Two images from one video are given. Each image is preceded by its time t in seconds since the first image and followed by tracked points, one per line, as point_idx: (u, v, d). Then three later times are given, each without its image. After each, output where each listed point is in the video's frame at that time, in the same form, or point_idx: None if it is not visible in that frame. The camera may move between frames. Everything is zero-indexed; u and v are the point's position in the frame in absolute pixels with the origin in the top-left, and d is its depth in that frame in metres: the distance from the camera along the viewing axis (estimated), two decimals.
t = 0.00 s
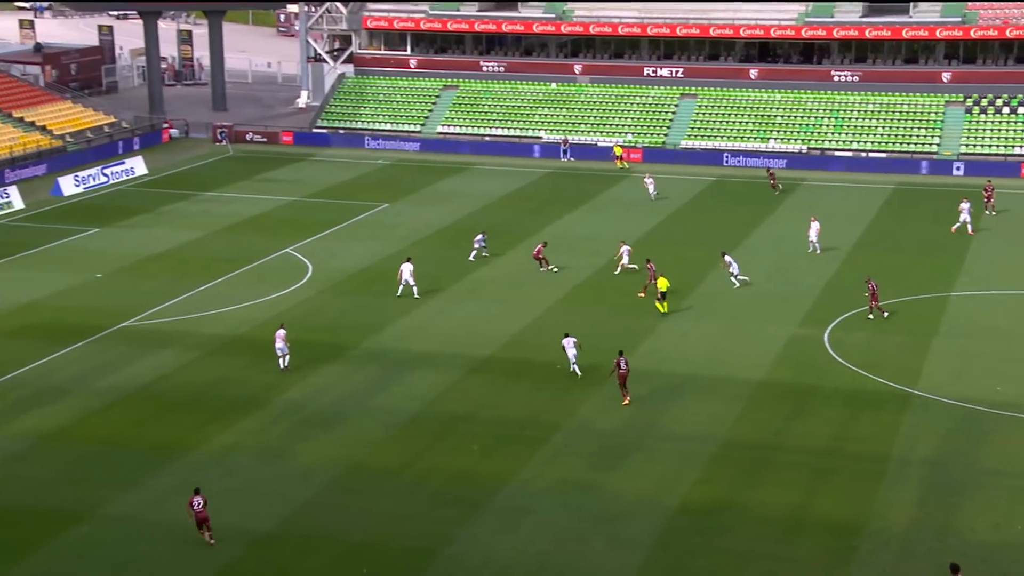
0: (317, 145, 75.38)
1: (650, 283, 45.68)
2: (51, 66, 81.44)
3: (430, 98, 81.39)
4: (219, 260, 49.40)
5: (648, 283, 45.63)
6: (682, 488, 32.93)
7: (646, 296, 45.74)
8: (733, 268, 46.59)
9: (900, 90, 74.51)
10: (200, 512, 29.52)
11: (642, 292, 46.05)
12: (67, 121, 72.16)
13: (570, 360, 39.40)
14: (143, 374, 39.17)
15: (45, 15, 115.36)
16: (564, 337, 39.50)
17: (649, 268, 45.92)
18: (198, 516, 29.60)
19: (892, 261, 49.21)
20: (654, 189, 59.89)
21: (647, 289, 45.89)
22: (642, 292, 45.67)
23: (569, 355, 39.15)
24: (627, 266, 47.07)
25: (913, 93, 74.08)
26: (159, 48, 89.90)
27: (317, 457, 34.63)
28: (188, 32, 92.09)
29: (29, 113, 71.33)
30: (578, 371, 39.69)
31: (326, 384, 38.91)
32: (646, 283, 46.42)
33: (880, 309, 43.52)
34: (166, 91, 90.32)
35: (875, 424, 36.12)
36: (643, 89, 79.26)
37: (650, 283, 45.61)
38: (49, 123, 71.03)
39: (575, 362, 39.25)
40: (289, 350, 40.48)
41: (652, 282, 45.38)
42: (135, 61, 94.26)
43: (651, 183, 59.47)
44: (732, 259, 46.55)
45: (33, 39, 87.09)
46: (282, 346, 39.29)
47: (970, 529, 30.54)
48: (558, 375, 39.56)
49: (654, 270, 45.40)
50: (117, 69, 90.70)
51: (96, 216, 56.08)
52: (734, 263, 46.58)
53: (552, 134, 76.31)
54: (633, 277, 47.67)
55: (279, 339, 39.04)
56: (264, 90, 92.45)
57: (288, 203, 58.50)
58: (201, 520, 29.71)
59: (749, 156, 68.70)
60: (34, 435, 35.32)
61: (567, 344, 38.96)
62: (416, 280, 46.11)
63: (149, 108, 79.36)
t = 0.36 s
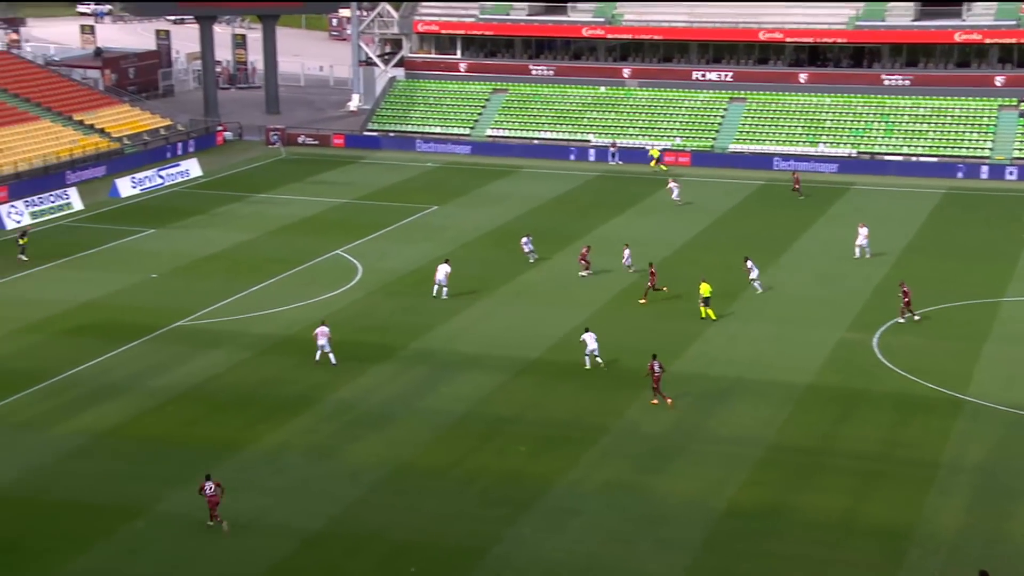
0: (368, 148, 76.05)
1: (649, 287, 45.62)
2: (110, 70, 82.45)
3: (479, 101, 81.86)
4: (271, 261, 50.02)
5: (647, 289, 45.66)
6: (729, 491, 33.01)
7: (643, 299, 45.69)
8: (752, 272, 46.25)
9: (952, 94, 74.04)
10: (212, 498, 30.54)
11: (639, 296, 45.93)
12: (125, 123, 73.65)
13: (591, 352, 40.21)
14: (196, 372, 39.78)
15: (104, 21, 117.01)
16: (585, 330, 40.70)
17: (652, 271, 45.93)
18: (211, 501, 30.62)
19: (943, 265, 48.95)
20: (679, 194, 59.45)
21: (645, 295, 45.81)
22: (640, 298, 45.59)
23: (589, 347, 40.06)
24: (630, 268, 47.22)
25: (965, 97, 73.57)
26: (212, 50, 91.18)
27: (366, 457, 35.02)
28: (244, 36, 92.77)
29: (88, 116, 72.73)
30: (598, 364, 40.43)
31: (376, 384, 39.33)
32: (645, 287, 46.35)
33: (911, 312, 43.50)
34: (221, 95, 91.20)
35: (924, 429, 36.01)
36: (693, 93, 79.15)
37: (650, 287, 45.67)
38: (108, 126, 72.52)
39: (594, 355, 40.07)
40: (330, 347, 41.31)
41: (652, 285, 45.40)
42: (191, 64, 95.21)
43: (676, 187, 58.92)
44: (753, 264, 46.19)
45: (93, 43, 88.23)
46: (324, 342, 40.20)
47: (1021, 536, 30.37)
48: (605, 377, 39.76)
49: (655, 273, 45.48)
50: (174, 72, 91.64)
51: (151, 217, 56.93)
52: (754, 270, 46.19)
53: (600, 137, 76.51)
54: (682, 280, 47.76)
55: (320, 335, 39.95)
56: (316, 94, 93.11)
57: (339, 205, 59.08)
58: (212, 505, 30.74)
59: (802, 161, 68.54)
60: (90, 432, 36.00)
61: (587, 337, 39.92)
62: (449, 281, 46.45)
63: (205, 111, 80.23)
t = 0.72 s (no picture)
0: (431, 150, 75.95)
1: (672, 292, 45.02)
2: (179, 72, 83.28)
3: (544, 103, 81.61)
4: (336, 263, 50.15)
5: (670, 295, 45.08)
6: (796, 500, 32.46)
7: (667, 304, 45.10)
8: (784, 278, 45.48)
9: None
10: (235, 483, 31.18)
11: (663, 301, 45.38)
12: (193, 125, 74.29)
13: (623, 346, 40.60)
14: (261, 373, 39.92)
15: (173, 23, 118.38)
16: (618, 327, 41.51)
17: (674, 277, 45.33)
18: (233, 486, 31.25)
19: (1018, 272, 47.94)
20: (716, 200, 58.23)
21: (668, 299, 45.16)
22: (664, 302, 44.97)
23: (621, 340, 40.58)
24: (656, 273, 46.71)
25: None
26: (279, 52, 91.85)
27: (429, 459, 34.90)
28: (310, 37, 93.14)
29: (157, 117, 73.48)
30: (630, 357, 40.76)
31: (439, 387, 39.22)
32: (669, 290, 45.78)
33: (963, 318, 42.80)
34: (287, 96, 91.81)
35: (998, 439, 35.20)
36: (761, 96, 77.94)
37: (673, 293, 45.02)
38: (176, 127, 73.20)
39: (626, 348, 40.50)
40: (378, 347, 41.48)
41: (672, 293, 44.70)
42: (258, 66, 95.84)
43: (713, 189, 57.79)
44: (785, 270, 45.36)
45: (162, 46, 89.04)
46: (371, 340, 40.42)
47: None
48: (670, 382, 39.33)
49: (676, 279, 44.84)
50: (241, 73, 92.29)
51: (217, 217, 57.35)
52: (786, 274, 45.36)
53: (666, 140, 75.88)
54: (749, 285, 47.19)
55: (368, 332, 40.20)
56: (381, 96, 93.37)
57: (403, 206, 59.14)
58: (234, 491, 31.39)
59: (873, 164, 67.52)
60: (155, 431, 36.24)
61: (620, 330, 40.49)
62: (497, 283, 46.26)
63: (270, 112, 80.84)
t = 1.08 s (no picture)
0: (484, 151, 75.41)
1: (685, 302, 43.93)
2: (230, 72, 83.60)
3: (598, 104, 80.96)
4: (387, 265, 49.79)
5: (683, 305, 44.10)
6: (855, 512, 31.54)
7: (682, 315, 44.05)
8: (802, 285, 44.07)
9: None
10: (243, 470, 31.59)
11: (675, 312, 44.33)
12: (244, 125, 74.40)
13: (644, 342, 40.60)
14: (310, 376, 39.60)
15: (226, 23, 118.97)
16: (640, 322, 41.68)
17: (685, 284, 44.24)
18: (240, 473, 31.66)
19: None
20: (739, 204, 56.55)
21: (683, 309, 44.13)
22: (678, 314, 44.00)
23: (642, 336, 40.76)
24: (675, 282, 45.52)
25: None
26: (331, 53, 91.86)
27: (479, 465, 34.36)
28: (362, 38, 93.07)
29: (209, 117, 73.67)
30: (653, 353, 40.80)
31: (490, 391, 38.68)
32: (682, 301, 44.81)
33: (1011, 326, 41.84)
34: (339, 97, 91.83)
35: None
36: (821, 96, 76.93)
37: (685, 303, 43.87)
38: (228, 128, 73.34)
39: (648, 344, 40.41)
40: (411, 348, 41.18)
41: (686, 303, 43.59)
42: (309, 66, 95.91)
43: (740, 195, 56.31)
44: (804, 276, 44.10)
45: (214, 46, 89.29)
46: (404, 340, 40.15)
47: None
48: (725, 389, 38.52)
49: (689, 285, 43.69)
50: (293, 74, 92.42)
51: (269, 219, 57.26)
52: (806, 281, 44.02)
53: (723, 142, 74.89)
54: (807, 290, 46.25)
55: (399, 332, 39.95)
56: (433, 96, 93.10)
57: (455, 208, 58.74)
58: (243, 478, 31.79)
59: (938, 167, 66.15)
60: (205, 433, 36.01)
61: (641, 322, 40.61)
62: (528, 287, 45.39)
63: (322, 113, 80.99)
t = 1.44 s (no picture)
0: (530, 151, 74.58)
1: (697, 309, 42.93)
2: (272, 71, 83.39)
3: (646, 104, 79.89)
4: (430, 267, 49.09)
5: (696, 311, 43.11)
6: (910, 525, 30.41)
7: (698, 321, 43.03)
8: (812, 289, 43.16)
9: None
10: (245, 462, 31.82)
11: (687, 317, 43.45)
12: (285, 125, 74.07)
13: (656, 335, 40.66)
14: (351, 380, 38.95)
15: (269, 21, 119.05)
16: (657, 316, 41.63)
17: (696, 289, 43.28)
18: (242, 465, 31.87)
19: None
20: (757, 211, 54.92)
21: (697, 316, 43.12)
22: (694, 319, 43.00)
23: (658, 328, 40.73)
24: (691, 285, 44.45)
25: None
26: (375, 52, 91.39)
27: (522, 473, 33.52)
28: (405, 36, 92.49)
29: (249, 117, 73.37)
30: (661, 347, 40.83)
31: (533, 398, 37.84)
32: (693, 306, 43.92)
33: None
34: (381, 96, 91.41)
35: None
36: (876, 96, 75.44)
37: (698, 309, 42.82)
38: (269, 127, 73.02)
39: (661, 338, 40.49)
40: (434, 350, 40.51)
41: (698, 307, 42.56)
42: (353, 65, 95.55)
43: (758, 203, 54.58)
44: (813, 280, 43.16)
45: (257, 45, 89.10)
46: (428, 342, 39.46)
47: None
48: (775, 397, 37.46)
49: (701, 290, 42.72)
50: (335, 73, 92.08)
51: (312, 220, 56.76)
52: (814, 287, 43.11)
53: (774, 143, 73.73)
54: (861, 296, 45.09)
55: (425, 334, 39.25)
56: (477, 96, 92.38)
57: (500, 210, 57.98)
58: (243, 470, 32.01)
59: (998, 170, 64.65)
60: (243, 437, 35.44)
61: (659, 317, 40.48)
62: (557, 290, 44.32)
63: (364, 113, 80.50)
